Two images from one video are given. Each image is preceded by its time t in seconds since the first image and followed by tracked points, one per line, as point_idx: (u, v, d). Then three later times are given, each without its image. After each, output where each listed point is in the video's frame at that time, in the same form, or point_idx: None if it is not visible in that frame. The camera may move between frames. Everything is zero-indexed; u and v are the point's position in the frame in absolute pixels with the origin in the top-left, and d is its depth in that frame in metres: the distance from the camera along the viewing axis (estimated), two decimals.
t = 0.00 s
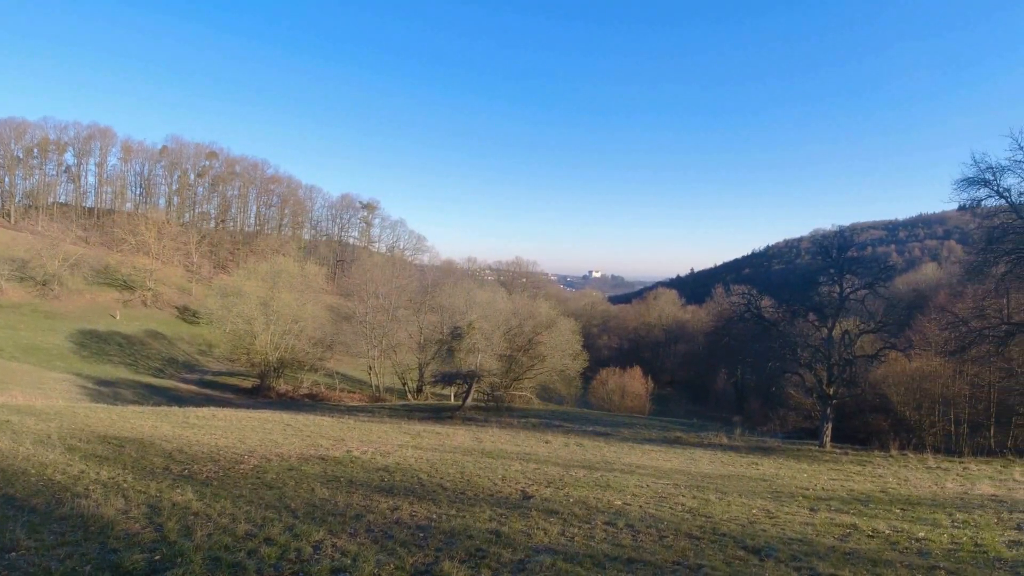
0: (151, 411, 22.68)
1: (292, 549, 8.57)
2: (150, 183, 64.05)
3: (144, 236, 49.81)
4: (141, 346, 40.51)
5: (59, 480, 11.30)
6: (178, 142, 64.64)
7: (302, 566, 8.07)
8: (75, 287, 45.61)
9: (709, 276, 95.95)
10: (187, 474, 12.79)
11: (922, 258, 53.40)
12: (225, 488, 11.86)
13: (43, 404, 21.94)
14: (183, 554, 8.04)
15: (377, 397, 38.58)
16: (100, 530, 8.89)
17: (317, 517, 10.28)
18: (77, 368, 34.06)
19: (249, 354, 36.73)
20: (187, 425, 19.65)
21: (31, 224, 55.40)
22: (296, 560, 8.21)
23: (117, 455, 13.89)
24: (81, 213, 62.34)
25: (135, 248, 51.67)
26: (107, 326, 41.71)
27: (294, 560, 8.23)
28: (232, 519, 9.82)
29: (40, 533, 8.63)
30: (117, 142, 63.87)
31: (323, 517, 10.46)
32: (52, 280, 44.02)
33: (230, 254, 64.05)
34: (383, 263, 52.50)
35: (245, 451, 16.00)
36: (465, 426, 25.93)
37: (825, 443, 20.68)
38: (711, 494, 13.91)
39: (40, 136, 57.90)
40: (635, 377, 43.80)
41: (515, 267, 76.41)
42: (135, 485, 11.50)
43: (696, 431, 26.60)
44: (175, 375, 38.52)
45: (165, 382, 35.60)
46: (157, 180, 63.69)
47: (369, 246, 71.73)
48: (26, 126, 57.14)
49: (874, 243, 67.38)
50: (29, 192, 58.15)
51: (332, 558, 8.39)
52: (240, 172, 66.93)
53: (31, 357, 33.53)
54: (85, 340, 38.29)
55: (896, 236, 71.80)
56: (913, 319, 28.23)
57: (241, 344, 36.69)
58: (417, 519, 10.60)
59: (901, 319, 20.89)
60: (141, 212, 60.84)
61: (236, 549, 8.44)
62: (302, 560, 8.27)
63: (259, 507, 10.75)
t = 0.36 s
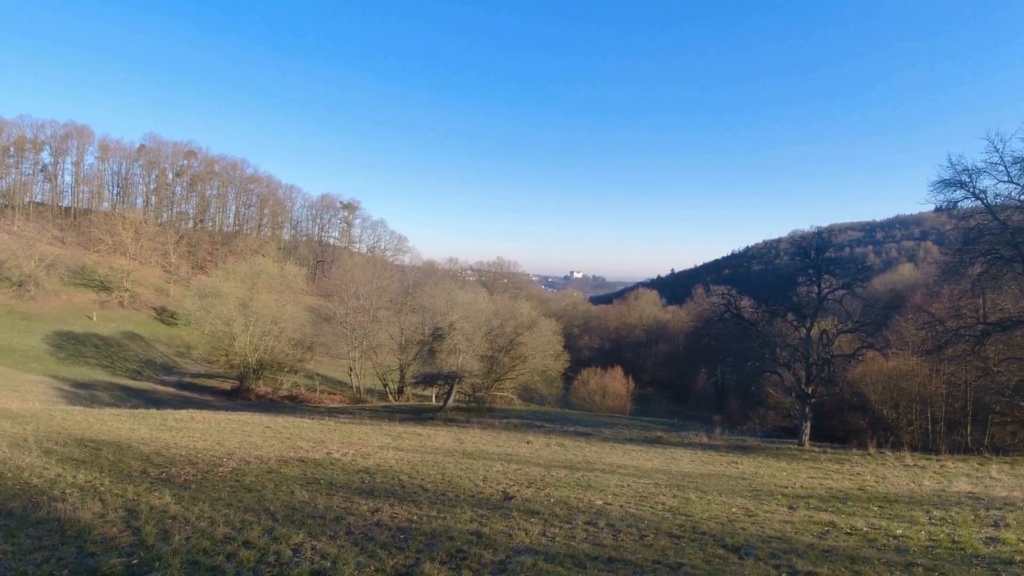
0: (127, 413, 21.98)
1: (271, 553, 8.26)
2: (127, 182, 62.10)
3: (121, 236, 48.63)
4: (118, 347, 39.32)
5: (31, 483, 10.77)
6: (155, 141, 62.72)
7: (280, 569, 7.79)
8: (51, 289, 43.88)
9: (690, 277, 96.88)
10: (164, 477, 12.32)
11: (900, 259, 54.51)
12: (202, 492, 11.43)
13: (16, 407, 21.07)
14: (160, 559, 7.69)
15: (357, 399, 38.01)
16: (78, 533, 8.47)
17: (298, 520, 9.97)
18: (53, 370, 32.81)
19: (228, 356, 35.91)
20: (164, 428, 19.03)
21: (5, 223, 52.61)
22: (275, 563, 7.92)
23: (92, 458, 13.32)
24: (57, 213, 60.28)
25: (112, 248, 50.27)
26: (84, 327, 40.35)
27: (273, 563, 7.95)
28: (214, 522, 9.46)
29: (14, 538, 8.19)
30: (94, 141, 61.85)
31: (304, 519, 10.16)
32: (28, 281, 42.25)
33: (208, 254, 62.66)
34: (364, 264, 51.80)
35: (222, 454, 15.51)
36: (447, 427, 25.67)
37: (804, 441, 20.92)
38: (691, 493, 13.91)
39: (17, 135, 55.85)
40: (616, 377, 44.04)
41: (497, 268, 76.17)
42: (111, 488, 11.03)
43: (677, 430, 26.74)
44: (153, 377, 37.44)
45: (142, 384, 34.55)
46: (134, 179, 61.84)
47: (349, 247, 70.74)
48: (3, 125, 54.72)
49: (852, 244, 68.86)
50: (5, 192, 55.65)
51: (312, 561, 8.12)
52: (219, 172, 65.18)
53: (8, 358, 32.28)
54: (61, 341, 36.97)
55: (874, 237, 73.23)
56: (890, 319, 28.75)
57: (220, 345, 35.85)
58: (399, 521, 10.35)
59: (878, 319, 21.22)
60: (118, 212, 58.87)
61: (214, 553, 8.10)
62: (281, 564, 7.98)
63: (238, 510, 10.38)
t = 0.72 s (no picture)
0: (106, 416, 21.32)
1: (251, 556, 8.00)
2: (106, 182, 60.42)
3: (99, 236, 47.36)
4: (97, 350, 38.15)
5: (6, 487, 10.28)
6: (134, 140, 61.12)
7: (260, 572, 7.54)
8: (28, 291, 42.24)
9: (672, 278, 97.69)
10: (143, 481, 11.88)
11: (879, 259, 55.72)
12: (181, 495, 11.04)
13: None
14: (140, 564, 7.39)
15: (339, 400, 37.45)
16: (60, 537, 8.11)
17: (281, 523, 9.67)
18: (31, 372, 31.64)
19: (208, 358, 35.09)
20: (143, 431, 18.47)
21: None
22: (256, 565, 7.67)
23: (70, 461, 12.80)
24: (35, 213, 58.27)
25: (90, 249, 48.99)
26: (62, 329, 39.06)
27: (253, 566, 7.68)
28: (197, 525, 9.16)
29: None
30: (73, 141, 60.13)
31: (288, 522, 9.87)
32: (6, 282, 40.62)
33: (187, 255, 61.27)
34: (346, 265, 51.14)
35: (202, 457, 15.05)
36: (429, 428, 25.37)
37: (785, 440, 21.12)
38: (674, 492, 13.91)
39: None
40: (598, 377, 44.13)
41: (480, 270, 75.90)
42: (88, 492, 10.58)
43: (659, 430, 26.84)
44: (132, 379, 36.39)
45: (122, 386, 33.55)
46: (112, 179, 60.13)
47: (330, 247, 69.71)
48: None
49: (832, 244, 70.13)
50: None
51: (293, 564, 7.86)
52: (199, 172, 63.91)
53: None
54: (39, 344, 35.70)
55: (855, 238, 74.60)
56: (870, 319, 29.20)
57: (200, 347, 34.99)
58: (382, 523, 10.10)
59: (856, 319, 21.53)
60: (96, 212, 57.13)
61: (194, 556, 7.80)
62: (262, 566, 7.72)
63: (218, 513, 10.04)
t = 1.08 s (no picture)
0: (82, 420, 20.62)
1: (231, 560, 7.73)
2: (84, 182, 58.77)
3: (77, 237, 45.59)
4: (74, 353, 36.83)
5: None
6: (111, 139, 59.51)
7: None
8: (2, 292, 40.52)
9: (653, 279, 98.41)
10: (120, 485, 11.44)
11: (856, 260, 56.82)
12: (159, 499, 10.65)
13: None
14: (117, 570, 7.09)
15: (320, 403, 36.80)
16: (36, 543, 7.76)
17: (263, 526, 9.40)
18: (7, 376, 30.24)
19: (187, 360, 34.17)
20: (121, 435, 17.87)
21: None
22: (235, 569, 7.42)
23: (45, 465, 12.27)
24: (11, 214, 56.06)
25: (67, 250, 47.41)
26: (39, 331, 37.62)
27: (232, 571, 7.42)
28: (178, 530, 8.84)
29: None
30: (50, 141, 58.34)
31: (270, 526, 9.59)
32: None
33: (166, 256, 59.72)
34: (327, 266, 50.38)
35: (180, 461, 14.57)
36: (411, 430, 25.08)
37: (766, 439, 21.33)
38: (654, 492, 13.88)
39: None
40: (581, 378, 44.19)
41: (462, 271, 75.56)
42: (64, 496, 10.15)
43: (642, 430, 26.91)
44: (110, 382, 35.23)
45: (101, 390, 32.53)
46: (91, 180, 58.48)
47: (311, 248, 68.64)
48: None
49: (811, 245, 71.38)
50: None
51: (273, 568, 7.61)
52: (177, 172, 62.37)
53: None
54: (15, 346, 34.29)
55: (833, 239, 75.94)
56: (848, 319, 29.69)
57: (178, 349, 34.05)
58: (365, 526, 9.88)
59: (835, 318, 21.87)
60: (72, 212, 55.31)
61: (173, 561, 7.53)
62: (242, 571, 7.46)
63: (197, 517, 9.69)
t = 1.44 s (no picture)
0: (53, 424, 19.78)
1: (204, 565, 7.41)
2: (56, 183, 56.03)
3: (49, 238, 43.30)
4: (45, 355, 35.20)
5: None
6: (84, 139, 57.39)
7: None
8: None
9: (631, 279, 99.32)
10: (94, 489, 10.94)
11: (831, 261, 57.94)
12: (132, 504, 10.18)
13: None
14: None
15: (298, 406, 35.98)
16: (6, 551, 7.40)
17: (240, 531, 9.08)
18: None
19: (161, 363, 33.14)
20: (94, 439, 17.12)
21: None
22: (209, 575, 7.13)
23: (16, 471, 11.69)
24: None
25: (38, 253, 44.98)
26: (9, 334, 35.91)
27: None
28: (154, 535, 8.49)
29: None
30: (22, 141, 55.85)
31: (247, 530, 9.27)
32: None
33: (140, 257, 57.78)
34: (303, 267, 49.43)
35: (154, 466, 14.00)
36: (389, 432, 24.70)
37: (742, 437, 21.56)
38: (632, 491, 13.84)
39: None
40: (559, 378, 44.19)
41: (439, 271, 75.04)
42: (35, 501, 9.68)
43: (620, 429, 26.99)
44: (83, 386, 33.89)
45: (73, 394, 31.20)
46: (63, 180, 55.84)
47: (287, 249, 67.34)
48: None
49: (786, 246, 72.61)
50: None
51: (248, 573, 7.33)
52: (152, 172, 60.52)
53: None
54: None
55: (808, 240, 77.37)
56: (823, 318, 30.25)
57: (152, 352, 32.98)
58: (343, 529, 9.60)
59: (809, 318, 22.22)
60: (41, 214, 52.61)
61: (146, 568, 7.21)
62: None
63: (171, 522, 9.28)
